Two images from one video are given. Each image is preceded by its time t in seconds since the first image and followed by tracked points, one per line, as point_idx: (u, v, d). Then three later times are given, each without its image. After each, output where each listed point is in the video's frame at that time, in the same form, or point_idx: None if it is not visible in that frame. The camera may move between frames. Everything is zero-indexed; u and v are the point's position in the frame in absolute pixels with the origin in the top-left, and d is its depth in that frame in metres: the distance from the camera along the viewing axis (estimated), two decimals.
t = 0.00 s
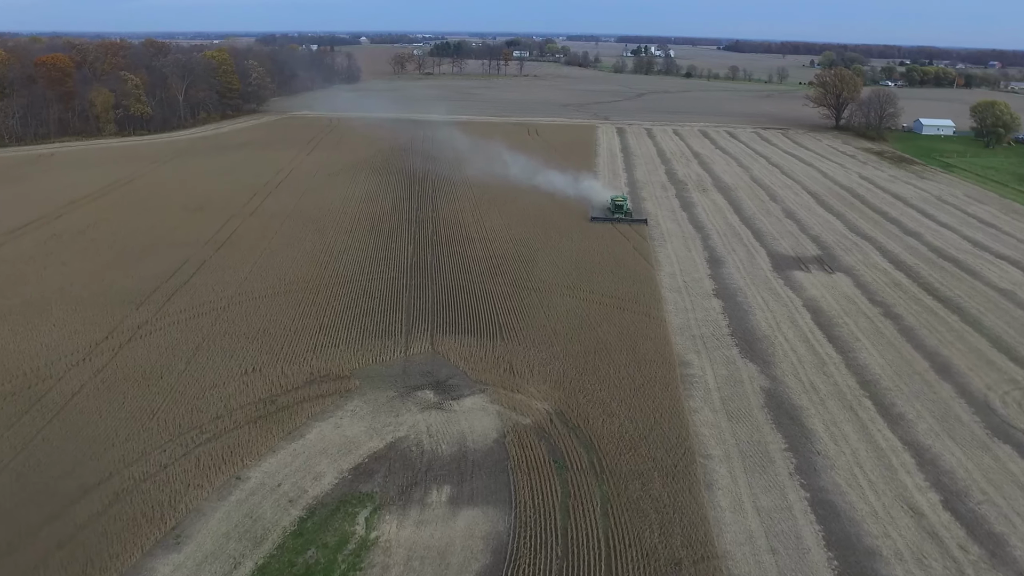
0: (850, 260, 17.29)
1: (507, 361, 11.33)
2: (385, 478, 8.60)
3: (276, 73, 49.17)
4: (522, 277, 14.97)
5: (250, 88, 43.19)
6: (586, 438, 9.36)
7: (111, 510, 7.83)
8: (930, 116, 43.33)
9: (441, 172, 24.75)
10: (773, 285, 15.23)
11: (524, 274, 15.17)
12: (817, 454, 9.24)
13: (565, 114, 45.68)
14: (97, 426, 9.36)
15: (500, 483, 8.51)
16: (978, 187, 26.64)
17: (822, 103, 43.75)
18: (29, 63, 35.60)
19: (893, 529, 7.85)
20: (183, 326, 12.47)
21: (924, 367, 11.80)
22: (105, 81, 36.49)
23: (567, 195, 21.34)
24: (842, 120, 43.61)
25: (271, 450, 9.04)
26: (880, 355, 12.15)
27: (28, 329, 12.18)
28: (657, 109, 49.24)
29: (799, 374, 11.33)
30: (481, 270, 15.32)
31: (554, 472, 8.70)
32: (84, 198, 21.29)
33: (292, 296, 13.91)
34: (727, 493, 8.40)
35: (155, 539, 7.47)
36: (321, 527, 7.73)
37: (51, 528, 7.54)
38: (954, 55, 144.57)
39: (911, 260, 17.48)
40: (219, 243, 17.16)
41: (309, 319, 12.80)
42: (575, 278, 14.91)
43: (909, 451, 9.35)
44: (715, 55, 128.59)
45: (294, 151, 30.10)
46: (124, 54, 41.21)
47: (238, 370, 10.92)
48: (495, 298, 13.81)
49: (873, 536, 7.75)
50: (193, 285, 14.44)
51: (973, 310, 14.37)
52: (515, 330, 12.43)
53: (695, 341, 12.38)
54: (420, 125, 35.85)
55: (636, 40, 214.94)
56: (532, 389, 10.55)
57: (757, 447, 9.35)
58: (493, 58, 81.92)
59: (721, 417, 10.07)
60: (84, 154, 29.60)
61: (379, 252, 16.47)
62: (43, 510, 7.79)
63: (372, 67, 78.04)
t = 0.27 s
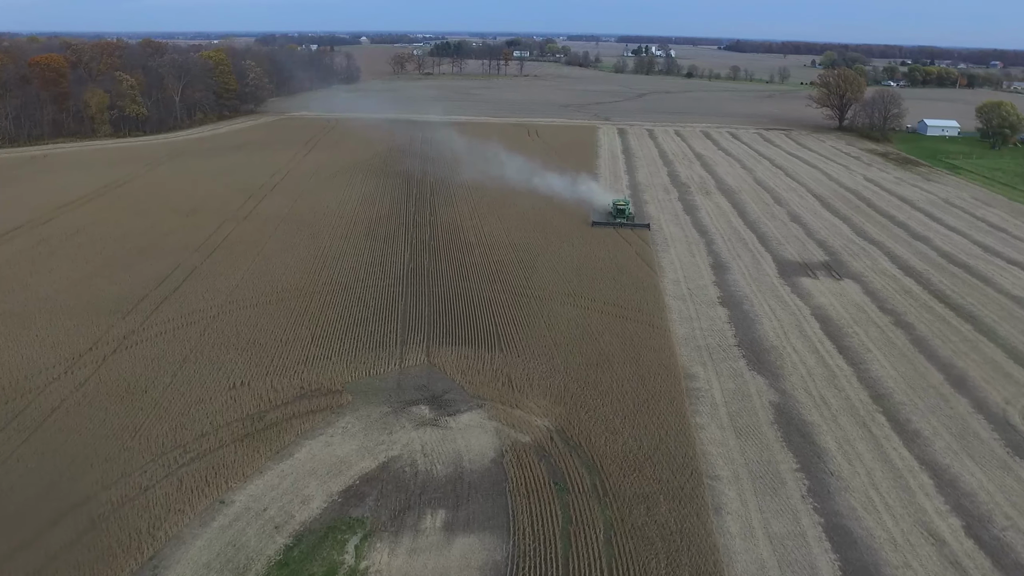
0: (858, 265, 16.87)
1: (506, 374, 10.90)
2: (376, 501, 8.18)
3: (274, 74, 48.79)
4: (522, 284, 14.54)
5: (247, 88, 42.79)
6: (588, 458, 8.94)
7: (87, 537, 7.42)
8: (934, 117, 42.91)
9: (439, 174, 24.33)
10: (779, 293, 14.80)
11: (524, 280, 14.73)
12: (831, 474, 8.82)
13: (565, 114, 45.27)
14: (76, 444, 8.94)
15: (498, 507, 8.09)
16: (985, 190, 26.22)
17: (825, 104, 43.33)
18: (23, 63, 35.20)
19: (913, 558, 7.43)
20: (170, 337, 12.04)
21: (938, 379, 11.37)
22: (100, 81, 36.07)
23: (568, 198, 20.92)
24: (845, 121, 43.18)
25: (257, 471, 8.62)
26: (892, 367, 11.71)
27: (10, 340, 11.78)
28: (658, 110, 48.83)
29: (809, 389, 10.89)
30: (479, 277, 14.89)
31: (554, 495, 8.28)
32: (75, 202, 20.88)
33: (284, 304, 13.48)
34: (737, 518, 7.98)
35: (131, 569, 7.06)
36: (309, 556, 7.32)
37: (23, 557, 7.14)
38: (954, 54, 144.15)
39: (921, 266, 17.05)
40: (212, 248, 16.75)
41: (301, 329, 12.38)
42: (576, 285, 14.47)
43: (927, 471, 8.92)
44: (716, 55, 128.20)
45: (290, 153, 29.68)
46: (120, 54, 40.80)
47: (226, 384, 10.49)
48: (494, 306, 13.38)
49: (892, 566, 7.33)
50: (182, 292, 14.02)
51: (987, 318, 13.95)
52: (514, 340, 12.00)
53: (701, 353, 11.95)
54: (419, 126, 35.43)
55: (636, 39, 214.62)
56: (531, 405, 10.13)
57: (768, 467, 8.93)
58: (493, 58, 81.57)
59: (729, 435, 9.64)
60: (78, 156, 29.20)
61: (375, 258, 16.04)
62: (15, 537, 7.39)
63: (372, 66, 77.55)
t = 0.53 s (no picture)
0: (866, 272, 16.44)
1: (504, 389, 10.48)
2: (367, 528, 7.75)
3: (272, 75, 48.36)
4: (521, 292, 14.12)
5: (244, 89, 42.41)
6: (591, 480, 8.52)
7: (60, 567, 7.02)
8: (938, 118, 42.47)
9: (438, 178, 23.91)
10: (786, 301, 14.38)
11: (523, 288, 14.31)
12: (845, 497, 8.39)
13: (566, 115, 44.89)
14: (53, 464, 8.53)
15: (496, 534, 7.67)
16: (992, 192, 25.80)
17: (828, 105, 42.92)
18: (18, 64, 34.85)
19: None
20: (157, 348, 11.62)
21: (954, 393, 10.94)
22: (96, 83, 35.71)
23: (569, 202, 20.50)
24: (848, 122, 42.77)
25: (242, 494, 8.20)
26: (906, 380, 11.28)
27: None
28: (659, 111, 48.46)
29: (820, 404, 10.47)
30: (477, 284, 14.48)
31: (555, 520, 7.86)
32: (66, 206, 20.47)
33: (276, 313, 13.06)
34: (748, 546, 7.56)
35: None
36: None
37: None
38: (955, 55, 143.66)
39: (931, 272, 16.62)
40: (203, 254, 16.34)
41: (293, 340, 11.96)
42: (577, 293, 14.06)
43: (947, 494, 8.49)
44: (716, 55, 127.77)
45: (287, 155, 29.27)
46: (116, 55, 40.44)
47: (213, 399, 10.07)
48: (493, 316, 12.95)
49: None
50: (171, 300, 13.61)
51: (1001, 328, 13.52)
52: (513, 352, 11.57)
53: (707, 365, 11.53)
54: (418, 128, 35.02)
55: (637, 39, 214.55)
56: (531, 422, 9.71)
57: (779, 489, 8.50)
58: (493, 58, 81.19)
59: (737, 453, 9.22)
60: (71, 158, 28.81)
61: (370, 265, 15.63)
62: None
63: (371, 67, 77.21)
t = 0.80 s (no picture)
0: (875, 278, 16.01)
1: (503, 404, 10.06)
2: (357, 557, 7.33)
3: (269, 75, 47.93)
4: (521, 299, 13.70)
5: (242, 90, 42.01)
6: (594, 504, 8.10)
7: None
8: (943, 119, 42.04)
9: (437, 181, 23.47)
10: (794, 309, 13.94)
11: (524, 296, 13.88)
12: (862, 523, 7.95)
13: (566, 116, 44.51)
14: (29, 487, 8.11)
15: (494, 565, 7.25)
16: (1000, 195, 25.37)
17: (831, 105, 42.50)
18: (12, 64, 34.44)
19: None
20: (143, 359, 11.19)
21: (971, 407, 10.51)
22: (91, 83, 35.29)
23: (570, 206, 20.08)
24: (852, 122, 42.35)
25: (227, 519, 7.78)
26: (921, 393, 10.85)
27: None
28: (661, 111, 48.06)
29: (832, 420, 10.04)
30: (476, 291, 14.06)
31: (557, 549, 7.44)
32: (56, 209, 20.04)
33: (267, 323, 12.63)
34: None
35: None
36: None
37: None
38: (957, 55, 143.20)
39: (941, 278, 16.19)
40: (194, 260, 15.91)
41: (285, 351, 11.53)
42: (578, 301, 13.64)
43: (968, 518, 8.06)
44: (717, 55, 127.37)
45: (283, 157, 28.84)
46: (112, 55, 40.02)
47: (199, 415, 9.65)
48: (491, 325, 12.51)
49: None
50: (160, 309, 13.18)
51: (1017, 337, 13.09)
52: (512, 364, 11.15)
53: (714, 378, 11.09)
54: (417, 129, 34.59)
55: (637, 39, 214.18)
56: (531, 440, 9.29)
57: (793, 514, 8.06)
58: (493, 58, 80.81)
59: (747, 474, 8.79)
60: (65, 160, 28.39)
61: (366, 271, 15.21)
62: None
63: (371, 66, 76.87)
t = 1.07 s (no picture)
0: (884, 284, 15.64)
1: (503, 419, 9.70)
2: None
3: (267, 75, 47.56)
4: (521, 307, 13.34)
5: (239, 90, 41.68)
6: (597, 528, 7.75)
7: None
8: (947, 120, 41.68)
9: (435, 184, 23.09)
10: (802, 317, 13.56)
11: (524, 303, 13.51)
12: (879, 548, 7.59)
13: (567, 116, 44.18)
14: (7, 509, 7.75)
15: None
16: (1008, 197, 25.01)
17: (834, 106, 42.14)
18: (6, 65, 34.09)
19: None
20: (129, 371, 10.79)
21: (988, 421, 10.13)
22: (86, 83, 34.95)
23: (571, 210, 19.71)
24: (855, 123, 41.99)
25: (212, 545, 7.42)
26: (935, 406, 10.47)
27: None
28: (662, 112, 47.73)
29: (844, 435, 9.66)
30: (475, 298, 13.70)
31: None
32: (47, 212, 19.67)
33: (259, 332, 12.26)
34: None
35: None
36: None
37: None
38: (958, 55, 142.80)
39: (951, 284, 15.82)
40: (186, 266, 15.54)
41: (277, 362, 11.16)
42: (580, 308, 13.30)
43: (989, 543, 7.69)
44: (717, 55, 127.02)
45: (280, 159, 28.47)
46: (107, 55, 39.64)
47: (187, 431, 9.27)
48: (491, 334, 12.14)
49: None
50: (149, 317, 12.81)
51: None
52: (512, 376, 10.79)
53: (720, 391, 10.72)
54: (416, 130, 34.24)
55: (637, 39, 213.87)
56: (532, 457, 8.93)
57: (806, 538, 7.70)
58: (493, 58, 80.46)
59: (757, 494, 8.42)
60: (58, 161, 28.02)
61: (362, 277, 14.84)
62: None
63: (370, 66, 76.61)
